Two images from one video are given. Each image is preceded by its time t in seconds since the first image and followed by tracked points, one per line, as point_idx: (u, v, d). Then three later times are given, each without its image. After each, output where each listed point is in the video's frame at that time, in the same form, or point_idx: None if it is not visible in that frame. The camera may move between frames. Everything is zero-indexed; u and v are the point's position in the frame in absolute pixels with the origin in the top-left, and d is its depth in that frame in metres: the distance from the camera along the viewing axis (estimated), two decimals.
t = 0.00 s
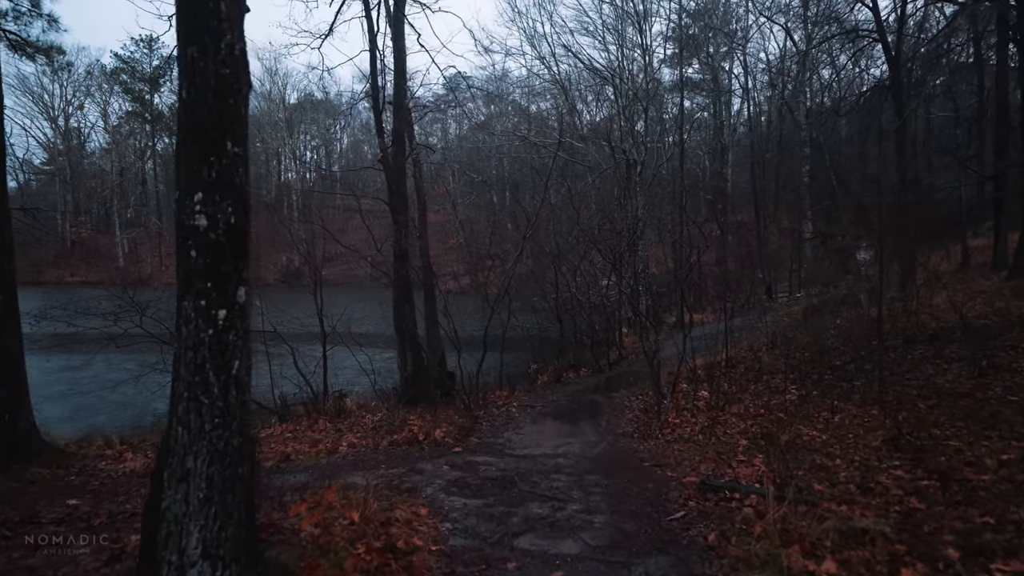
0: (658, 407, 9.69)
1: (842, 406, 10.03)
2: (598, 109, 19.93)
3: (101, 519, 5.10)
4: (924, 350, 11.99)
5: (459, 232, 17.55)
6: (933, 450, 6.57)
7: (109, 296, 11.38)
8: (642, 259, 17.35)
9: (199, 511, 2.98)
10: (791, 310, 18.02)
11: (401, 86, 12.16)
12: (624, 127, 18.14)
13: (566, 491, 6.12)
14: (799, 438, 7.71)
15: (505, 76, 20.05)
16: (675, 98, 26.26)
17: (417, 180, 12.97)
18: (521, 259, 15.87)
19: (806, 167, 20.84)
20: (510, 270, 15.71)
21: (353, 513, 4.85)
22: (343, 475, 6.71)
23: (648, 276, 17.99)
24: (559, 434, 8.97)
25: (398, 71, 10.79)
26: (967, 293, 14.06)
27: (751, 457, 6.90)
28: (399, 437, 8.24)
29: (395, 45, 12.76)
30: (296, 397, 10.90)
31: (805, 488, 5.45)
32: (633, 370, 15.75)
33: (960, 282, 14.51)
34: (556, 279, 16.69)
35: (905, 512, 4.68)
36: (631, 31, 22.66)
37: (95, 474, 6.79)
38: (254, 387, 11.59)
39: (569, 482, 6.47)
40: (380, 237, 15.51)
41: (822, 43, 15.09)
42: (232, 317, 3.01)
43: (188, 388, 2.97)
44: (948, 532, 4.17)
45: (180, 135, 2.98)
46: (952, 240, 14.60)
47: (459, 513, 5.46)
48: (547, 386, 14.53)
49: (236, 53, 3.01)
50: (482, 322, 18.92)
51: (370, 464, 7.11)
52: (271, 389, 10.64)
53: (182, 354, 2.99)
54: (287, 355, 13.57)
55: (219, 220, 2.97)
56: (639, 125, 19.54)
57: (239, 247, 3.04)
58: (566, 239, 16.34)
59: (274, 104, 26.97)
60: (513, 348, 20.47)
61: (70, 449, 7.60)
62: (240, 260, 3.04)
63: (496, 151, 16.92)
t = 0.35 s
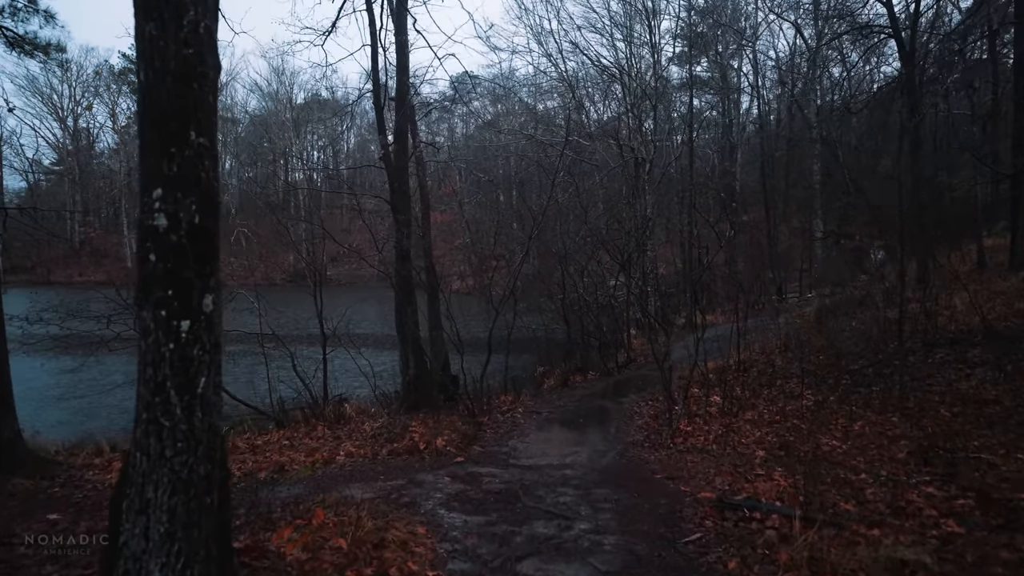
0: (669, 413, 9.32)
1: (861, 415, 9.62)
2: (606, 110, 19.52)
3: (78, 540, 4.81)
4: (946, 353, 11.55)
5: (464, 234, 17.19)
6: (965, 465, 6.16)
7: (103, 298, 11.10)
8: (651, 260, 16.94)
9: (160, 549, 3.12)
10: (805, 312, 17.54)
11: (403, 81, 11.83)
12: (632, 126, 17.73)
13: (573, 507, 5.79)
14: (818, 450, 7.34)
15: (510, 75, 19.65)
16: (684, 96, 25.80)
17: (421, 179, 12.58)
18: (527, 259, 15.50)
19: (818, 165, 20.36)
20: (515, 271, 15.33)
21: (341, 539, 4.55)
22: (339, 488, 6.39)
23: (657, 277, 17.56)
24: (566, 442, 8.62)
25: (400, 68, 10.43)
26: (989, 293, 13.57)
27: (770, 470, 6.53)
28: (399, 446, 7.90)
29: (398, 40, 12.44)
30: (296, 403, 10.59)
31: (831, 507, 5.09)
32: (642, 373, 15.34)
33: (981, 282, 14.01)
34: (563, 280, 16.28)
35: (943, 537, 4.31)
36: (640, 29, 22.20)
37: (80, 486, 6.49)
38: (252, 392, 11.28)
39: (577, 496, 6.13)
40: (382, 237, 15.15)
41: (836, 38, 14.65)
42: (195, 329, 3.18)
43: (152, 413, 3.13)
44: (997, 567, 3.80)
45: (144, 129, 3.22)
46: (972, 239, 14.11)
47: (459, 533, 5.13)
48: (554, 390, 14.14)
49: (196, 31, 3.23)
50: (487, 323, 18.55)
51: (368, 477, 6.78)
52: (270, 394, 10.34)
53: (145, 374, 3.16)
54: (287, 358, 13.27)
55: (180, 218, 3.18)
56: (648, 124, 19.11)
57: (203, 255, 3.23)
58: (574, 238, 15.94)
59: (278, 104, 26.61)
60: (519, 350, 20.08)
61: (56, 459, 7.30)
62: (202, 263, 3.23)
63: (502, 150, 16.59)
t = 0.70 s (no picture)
0: (679, 414, 8.98)
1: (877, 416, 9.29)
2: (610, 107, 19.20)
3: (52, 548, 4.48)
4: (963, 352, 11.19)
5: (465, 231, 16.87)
6: (998, 468, 5.81)
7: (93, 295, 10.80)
8: (655, 258, 16.60)
9: (121, 566, 3.02)
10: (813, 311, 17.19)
11: (403, 72, 11.51)
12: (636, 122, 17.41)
13: (582, 512, 5.46)
14: (836, 451, 7.00)
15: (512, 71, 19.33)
16: (687, 95, 25.47)
17: (422, 174, 12.27)
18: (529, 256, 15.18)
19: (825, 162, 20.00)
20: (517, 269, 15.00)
21: (333, 550, 4.23)
22: (335, 491, 6.06)
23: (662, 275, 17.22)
24: (572, 444, 8.28)
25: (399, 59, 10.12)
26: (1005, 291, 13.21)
27: (789, 473, 6.17)
28: (398, 448, 7.57)
29: (398, 30, 12.11)
30: (292, 402, 10.26)
31: (862, 515, 4.74)
32: (648, 373, 15.00)
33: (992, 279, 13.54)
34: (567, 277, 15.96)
35: (988, 550, 3.97)
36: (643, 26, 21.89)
37: (62, 489, 6.17)
38: (247, 392, 10.96)
39: (585, 501, 5.79)
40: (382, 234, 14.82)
41: (844, 33, 14.30)
42: (163, 315, 3.09)
43: (114, 411, 3.04)
44: None
45: (107, 88, 3.12)
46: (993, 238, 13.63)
47: (461, 540, 4.80)
48: (558, 390, 13.79)
49: None
50: (488, 322, 18.21)
51: (366, 480, 6.45)
52: (266, 394, 10.02)
53: (107, 366, 3.07)
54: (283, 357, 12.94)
55: (145, 185, 3.09)
56: (652, 121, 18.79)
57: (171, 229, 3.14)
58: (578, 236, 15.61)
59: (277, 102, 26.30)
60: (522, 350, 19.72)
61: (40, 460, 6.98)
62: (171, 240, 3.13)
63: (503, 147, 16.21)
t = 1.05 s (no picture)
0: (684, 418, 8.69)
1: (887, 421, 9.02)
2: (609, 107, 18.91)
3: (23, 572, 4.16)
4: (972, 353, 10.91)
5: (462, 232, 16.54)
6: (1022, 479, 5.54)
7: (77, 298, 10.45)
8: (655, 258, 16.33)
9: None
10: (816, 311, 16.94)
11: (398, 68, 11.21)
12: (636, 121, 17.13)
13: (586, 528, 5.16)
14: (848, 459, 6.74)
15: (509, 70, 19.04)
16: (686, 94, 25.22)
17: (419, 173, 11.94)
18: (528, 256, 14.89)
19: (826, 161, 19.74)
20: (515, 269, 14.71)
21: (319, 575, 3.92)
22: (325, 504, 5.75)
23: (663, 275, 16.93)
24: (574, 451, 7.97)
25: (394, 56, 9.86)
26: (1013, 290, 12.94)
27: (803, 483, 5.89)
28: (392, 456, 7.26)
29: (393, 25, 11.80)
30: (284, 408, 9.94)
31: (885, 532, 4.46)
32: (650, 375, 14.69)
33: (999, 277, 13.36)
34: (566, 277, 15.69)
35: None
36: (641, 25, 21.66)
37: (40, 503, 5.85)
38: (237, 397, 10.63)
39: (589, 515, 5.49)
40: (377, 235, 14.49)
41: (846, 31, 14.07)
42: (112, 325, 2.91)
43: (53, 438, 2.88)
44: None
45: (45, 67, 2.93)
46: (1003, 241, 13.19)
47: (459, 562, 4.49)
48: (557, 392, 13.48)
49: None
50: (486, 323, 17.89)
51: (358, 492, 6.13)
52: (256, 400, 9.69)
53: (45, 384, 2.90)
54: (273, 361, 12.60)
55: (91, 174, 2.90)
56: (651, 121, 18.51)
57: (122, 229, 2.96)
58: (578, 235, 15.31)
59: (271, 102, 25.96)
60: (519, 351, 19.40)
61: (18, 471, 6.66)
62: (119, 240, 2.94)
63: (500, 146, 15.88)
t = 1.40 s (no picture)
0: (681, 416, 8.39)
1: (890, 418, 8.72)
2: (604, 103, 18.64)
3: None
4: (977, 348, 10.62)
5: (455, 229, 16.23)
6: None
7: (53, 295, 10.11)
8: (651, 254, 16.04)
9: None
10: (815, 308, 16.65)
11: (386, 56, 10.90)
12: (631, 116, 16.84)
13: (577, 531, 4.85)
14: (852, 456, 6.44)
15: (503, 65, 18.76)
16: (683, 91, 24.97)
17: (408, 166, 11.64)
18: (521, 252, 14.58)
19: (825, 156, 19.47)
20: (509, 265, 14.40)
21: None
22: (301, 507, 5.42)
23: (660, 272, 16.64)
24: (567, 450, 7.65)
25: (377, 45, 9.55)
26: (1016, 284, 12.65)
27: (806, 482, 5.60)
28: (376, 456, 6.93)
29: (381, 13, 11.49)
30: (268, 407, 9.61)
31: (897, 534, 4.17)
32: (646, 372, 14.39)
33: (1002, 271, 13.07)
34: (560, 274, 15.38)
35: None
36: (636, 20, 21.41)
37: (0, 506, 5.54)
38: (219, 398, 10.29)
39: (581, 517, 5.18)
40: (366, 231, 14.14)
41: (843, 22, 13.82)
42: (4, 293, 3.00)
43: None
44: None
45: None
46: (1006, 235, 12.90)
47: (438, 568, 4.19)
48: (552, 391, 13.16)
49: None
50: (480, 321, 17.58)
51: (337, 493, 5.82)
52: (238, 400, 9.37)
53: None
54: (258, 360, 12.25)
55: None
56: (647, 116, 18.22)
57: (17, 183, 3.07)
58: (573, 230, 15.00)
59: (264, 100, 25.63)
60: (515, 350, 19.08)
61: None
62: (11, 198, 3.07)
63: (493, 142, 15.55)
